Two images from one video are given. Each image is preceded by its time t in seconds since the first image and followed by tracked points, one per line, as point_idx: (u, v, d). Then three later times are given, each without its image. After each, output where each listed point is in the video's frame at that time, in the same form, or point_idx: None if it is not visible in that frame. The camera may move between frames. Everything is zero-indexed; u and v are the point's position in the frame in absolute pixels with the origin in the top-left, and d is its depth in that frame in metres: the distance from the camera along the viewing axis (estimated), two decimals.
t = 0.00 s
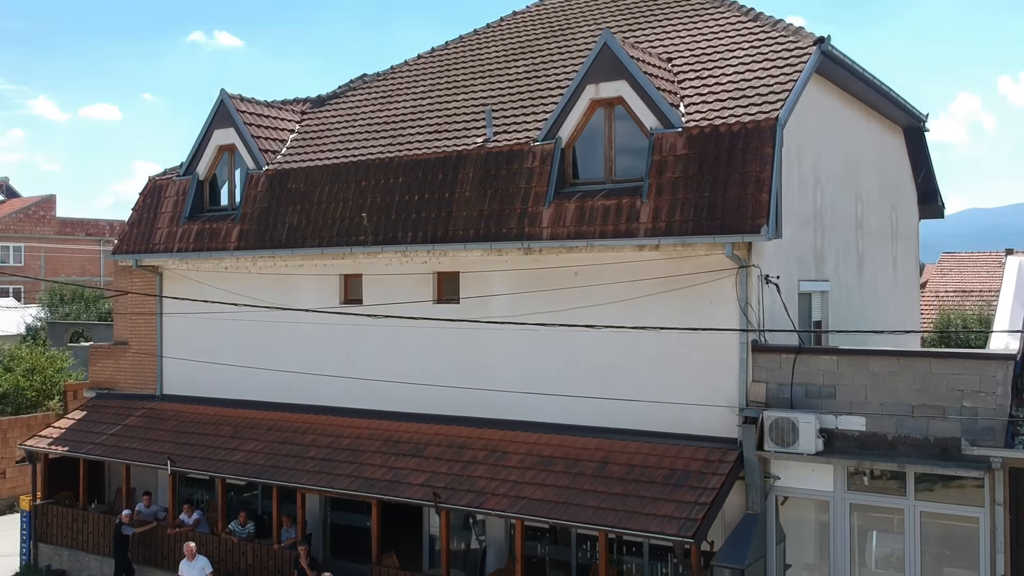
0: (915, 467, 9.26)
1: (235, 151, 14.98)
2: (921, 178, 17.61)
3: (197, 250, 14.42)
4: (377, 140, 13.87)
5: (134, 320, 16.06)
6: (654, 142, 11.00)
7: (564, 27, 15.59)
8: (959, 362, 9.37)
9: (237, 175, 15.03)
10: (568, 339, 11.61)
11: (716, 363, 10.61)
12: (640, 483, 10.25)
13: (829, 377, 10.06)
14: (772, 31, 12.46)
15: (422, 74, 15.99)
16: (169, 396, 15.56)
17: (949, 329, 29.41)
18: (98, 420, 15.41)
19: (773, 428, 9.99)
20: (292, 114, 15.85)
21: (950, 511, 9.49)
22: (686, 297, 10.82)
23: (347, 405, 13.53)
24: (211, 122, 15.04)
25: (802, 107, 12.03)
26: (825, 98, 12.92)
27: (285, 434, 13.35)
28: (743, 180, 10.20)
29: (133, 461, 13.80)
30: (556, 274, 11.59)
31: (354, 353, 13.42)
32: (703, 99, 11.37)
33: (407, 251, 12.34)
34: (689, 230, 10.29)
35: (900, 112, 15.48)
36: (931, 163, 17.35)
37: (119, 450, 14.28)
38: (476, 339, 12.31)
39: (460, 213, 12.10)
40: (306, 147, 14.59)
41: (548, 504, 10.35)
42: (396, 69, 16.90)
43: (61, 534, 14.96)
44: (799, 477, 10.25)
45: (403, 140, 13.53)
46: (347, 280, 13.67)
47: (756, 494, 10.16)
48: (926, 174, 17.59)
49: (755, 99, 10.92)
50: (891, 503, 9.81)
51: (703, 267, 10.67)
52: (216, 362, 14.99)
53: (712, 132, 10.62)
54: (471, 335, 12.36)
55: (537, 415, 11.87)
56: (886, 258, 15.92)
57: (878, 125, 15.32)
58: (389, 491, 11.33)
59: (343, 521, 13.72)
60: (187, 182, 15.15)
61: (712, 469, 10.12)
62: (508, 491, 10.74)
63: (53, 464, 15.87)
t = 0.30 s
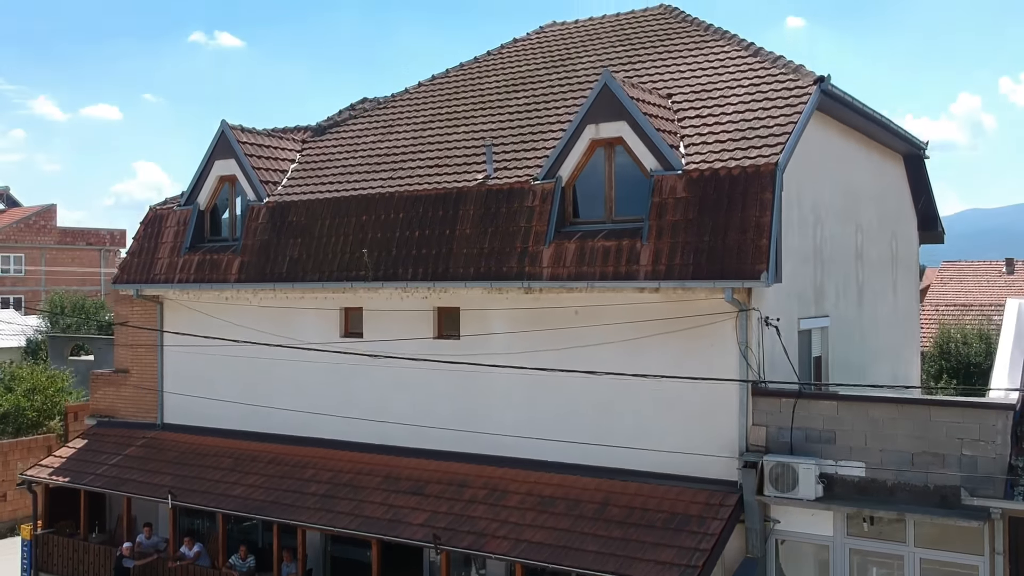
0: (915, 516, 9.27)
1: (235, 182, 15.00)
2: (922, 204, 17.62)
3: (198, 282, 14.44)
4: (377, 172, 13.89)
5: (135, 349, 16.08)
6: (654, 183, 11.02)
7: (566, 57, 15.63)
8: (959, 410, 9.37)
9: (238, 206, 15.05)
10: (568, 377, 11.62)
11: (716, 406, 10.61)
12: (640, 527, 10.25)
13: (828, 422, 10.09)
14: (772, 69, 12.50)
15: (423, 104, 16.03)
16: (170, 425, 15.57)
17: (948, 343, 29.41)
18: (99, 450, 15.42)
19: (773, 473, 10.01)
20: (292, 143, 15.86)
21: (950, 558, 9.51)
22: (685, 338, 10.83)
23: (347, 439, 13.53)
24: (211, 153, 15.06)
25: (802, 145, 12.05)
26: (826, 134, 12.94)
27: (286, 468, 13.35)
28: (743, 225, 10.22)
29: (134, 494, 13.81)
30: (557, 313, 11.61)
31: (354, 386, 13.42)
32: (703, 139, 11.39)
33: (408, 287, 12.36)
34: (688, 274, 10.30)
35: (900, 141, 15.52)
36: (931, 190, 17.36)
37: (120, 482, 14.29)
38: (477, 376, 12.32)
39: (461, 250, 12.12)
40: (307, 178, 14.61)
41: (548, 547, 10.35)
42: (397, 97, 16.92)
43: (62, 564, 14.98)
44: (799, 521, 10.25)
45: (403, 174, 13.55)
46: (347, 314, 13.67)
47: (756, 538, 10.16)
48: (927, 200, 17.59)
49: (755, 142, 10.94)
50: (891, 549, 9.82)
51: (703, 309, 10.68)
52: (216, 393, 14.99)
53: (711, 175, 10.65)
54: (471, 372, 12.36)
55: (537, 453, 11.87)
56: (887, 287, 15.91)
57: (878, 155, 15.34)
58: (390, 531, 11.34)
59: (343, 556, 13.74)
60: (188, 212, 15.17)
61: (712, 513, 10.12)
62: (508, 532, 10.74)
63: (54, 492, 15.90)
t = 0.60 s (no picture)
0: (916, 563, 9.27)
1: (237, 211, 15.03)
2: (922, 230, 17.63)
3: (199, 312, 14.47)
4: (378, 205, 13.92)
5: (137, 376, 16.11)
6: (655, 223, 11.05)
7: (566, 87, 15.66)
8: (959, 457, 9.38)
9: (240, 236, 15.07)
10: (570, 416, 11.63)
11: (716, 447, 10.62)
12: (641, 569, 10.25)
13: (828, 466, 10.10)
14: (772, 105, 12.53)
15: (424, 132, 16.06)
16: (172, 454, 15.60)
17: (948, 358, 29.43)
18: (101, 478, 15.45)
19: (773, 517, 10.02)
20: (293, 172, 15.88)
21: None
22: (686, 378, 10.84)
23: (349, 472, 13.55)
24: (213, 183, 15.09)
25: (802, 182, 12.07)
26: (826, 168, 12.97)
27: (287, 501, 13.36)
28: (744, 268, 10.23)
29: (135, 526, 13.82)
30: (557, 350, 11.62)
31: (355, 419, 13.43)
32: (703, 179, 11.41)
33: (409, 323, 12.38)
34: (689, 317, 10.32)
35: (900, 170, 15.54)
36: (931, 216, 17.37)
37: (122, 513, 14.30)
38: (478, 412, 12.33)
39: (462, 286, 12.14)
40: (308, 209, 14.63)
41: None
42: (398, 124, 16.95)
43: None
44: (799, 564, 10.26)
45: (404, 207, 13.57)
46: (348, 346, 13.66)
47: None
48: (927, 226, 17.61)
49: (755, 182, 10.96)
50: None
51: (704, 350, 10.69)
52: (217, 423, 15.00)
53: (712, 217, 10.67)
54: (472, 407, 12.38)
55: (538, 490, 11.88)
56: (886, 316, 15.91)
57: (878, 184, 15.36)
58: (391, 569, 11.35)
59: None
60: (190, 242, 15.21)
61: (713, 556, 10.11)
62: (509, 573, 10.75)
63: (56, 521, 15.93)
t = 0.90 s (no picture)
0: None
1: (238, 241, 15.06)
2: (922, 255, 17.67)
3: (201, 342, 14.51)
4: (379, 236, 13.95)
5: (138, 404, 16.14)
6: (656, 263, 11.08)
7: (567, 116, 15.68)
8: (959, 503, 9.40)
9: (241, 265, 15.10)
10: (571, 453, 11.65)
11: (717, 487, 10.64)
12: None
13: (829, 508, 10.11)
14: (773, 141, 12.56)
15: (426, 160, 16.08)
16: (173, 482, 15.63)
17: (947, 373, 29.45)
18: (102, 506, 15.47)
19: (773, 558, 9.96)
20: (295, 200, 15.91)
21: None
22: (686, 417, 10.85)
23: (350, 503, 13.57)
24: (214, 213, 15.13)
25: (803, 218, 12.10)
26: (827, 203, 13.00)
27: (288, 532, 13.38)
28: (745, 310, 10.25)
29: (137, 556, 13.84)
30: (558, 388, 11.65)
31: (355, 451, 13.44)
32: (704, 218, 11.44)
33: (410, 358, 12.40)
34: (689, 358, 10.34)
35: (900, 198, 15.57)
36: (931, 241, 17.41)
37: (123, 542, 14.33)
38: (479, 447, 12.34)
39: (463, 322, 12.17)
40: (310, 239, 14.66)
41: None
42: (399, 151, 16.99)
43: None
44: None
45: (405, 239, 13.60)
46: (348, 377, 13.62)
47: None
48: (928, 250, 17.64)
49: (755, 223, 10.98)
50: None
51: (704, 391, 10.70)
52: (218, 451, 15.02)
53: (712, 258, 10.68)
54: (473, 442, 12.39)
55: (539, 526, 11.90)
56: (887, 343, 15.94)
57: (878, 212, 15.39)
58: None
59: None
60: (191, 271, 15.26)
61: None
62: None
63: (58, 548, 15.96)
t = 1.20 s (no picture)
0: None
1: (240, 269, 15.10)
2: (921, 279, 17.70)
3: (202, 371, 14.56)
4: (380, 267, 13.99)
5: (139, 429, 16.18)
6: (655, 302, 11.13)
7: (567, 145, 15.73)
8: (958, 548, 9.42)
9: (242, 293, 15.15)
10: (571, 490, 11.69)
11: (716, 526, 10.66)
12: None
13: (828, 550, 10.13)
14: (773, 176, 12.60)
15: (427, 188, 16.13)
16: (174, 508, 15.66)
17: (947, 388, 29.48)
18: (103, 533, 15.54)
19: None
20: (296, 227, 15.96)
21: None
22: (685, 456, 10.89)
23: (350, 534, 13.59)
24: (215, 241, 15.16)
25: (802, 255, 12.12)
26: (827, 236, 13.05)
27: (288, 563, 13.40)
28: (744, 352, 10.28)
29: None
30: (558, 424, 11.69)
31: (356, 482, 13.47)
32: (703, 255, 11.47)
33: (411, 392, 12.43)
34: (689, 399, 10.38)
35: (900, 227, 15.61)
36: (931, 266, 17.44)
37: (124, 571, 14.36)
38: (479, 481, 12.38)
39: (463, 357, 12.21)
40: (311, 269, 14.70)
41: None
42: (400, 177, 17.04)
43: None
44: None
45: (406, 271, 13.64)
46: (349, 408, 13.66)
47: None
48: (927, 275, 17.67)
49: (755, 261, 11.01)
50: None
51: (704, 430, 10.73)
52: (219, 479, 15.05)
53: (712, 298, 10.72)
54: (473, 476, 12.43)
55: (539, 560, 11.92)
56: (886, 371, 15.97)
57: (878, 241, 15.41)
58: None
59: None
60: (193, 298, 15.31)
61: None
62: None
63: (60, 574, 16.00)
